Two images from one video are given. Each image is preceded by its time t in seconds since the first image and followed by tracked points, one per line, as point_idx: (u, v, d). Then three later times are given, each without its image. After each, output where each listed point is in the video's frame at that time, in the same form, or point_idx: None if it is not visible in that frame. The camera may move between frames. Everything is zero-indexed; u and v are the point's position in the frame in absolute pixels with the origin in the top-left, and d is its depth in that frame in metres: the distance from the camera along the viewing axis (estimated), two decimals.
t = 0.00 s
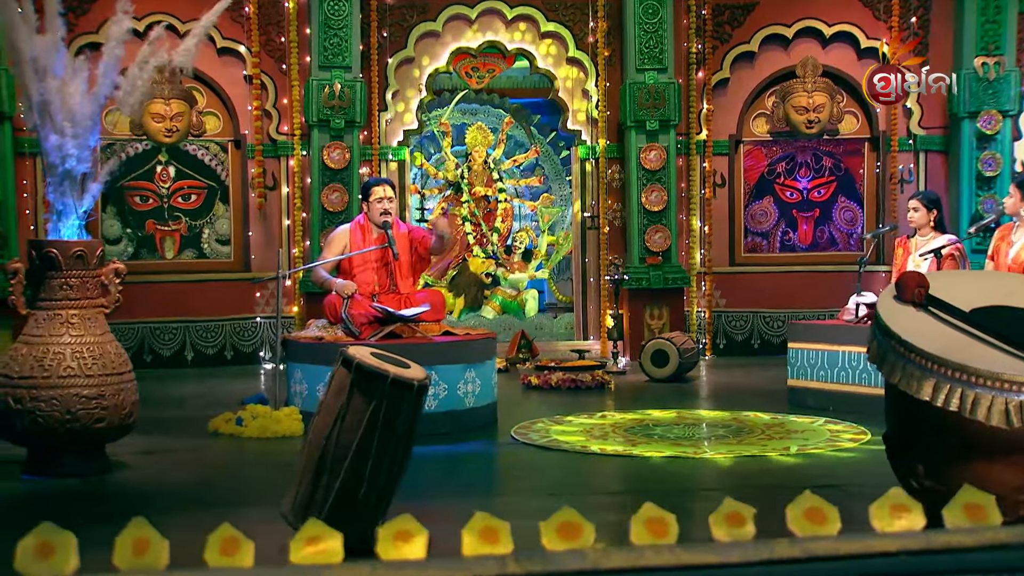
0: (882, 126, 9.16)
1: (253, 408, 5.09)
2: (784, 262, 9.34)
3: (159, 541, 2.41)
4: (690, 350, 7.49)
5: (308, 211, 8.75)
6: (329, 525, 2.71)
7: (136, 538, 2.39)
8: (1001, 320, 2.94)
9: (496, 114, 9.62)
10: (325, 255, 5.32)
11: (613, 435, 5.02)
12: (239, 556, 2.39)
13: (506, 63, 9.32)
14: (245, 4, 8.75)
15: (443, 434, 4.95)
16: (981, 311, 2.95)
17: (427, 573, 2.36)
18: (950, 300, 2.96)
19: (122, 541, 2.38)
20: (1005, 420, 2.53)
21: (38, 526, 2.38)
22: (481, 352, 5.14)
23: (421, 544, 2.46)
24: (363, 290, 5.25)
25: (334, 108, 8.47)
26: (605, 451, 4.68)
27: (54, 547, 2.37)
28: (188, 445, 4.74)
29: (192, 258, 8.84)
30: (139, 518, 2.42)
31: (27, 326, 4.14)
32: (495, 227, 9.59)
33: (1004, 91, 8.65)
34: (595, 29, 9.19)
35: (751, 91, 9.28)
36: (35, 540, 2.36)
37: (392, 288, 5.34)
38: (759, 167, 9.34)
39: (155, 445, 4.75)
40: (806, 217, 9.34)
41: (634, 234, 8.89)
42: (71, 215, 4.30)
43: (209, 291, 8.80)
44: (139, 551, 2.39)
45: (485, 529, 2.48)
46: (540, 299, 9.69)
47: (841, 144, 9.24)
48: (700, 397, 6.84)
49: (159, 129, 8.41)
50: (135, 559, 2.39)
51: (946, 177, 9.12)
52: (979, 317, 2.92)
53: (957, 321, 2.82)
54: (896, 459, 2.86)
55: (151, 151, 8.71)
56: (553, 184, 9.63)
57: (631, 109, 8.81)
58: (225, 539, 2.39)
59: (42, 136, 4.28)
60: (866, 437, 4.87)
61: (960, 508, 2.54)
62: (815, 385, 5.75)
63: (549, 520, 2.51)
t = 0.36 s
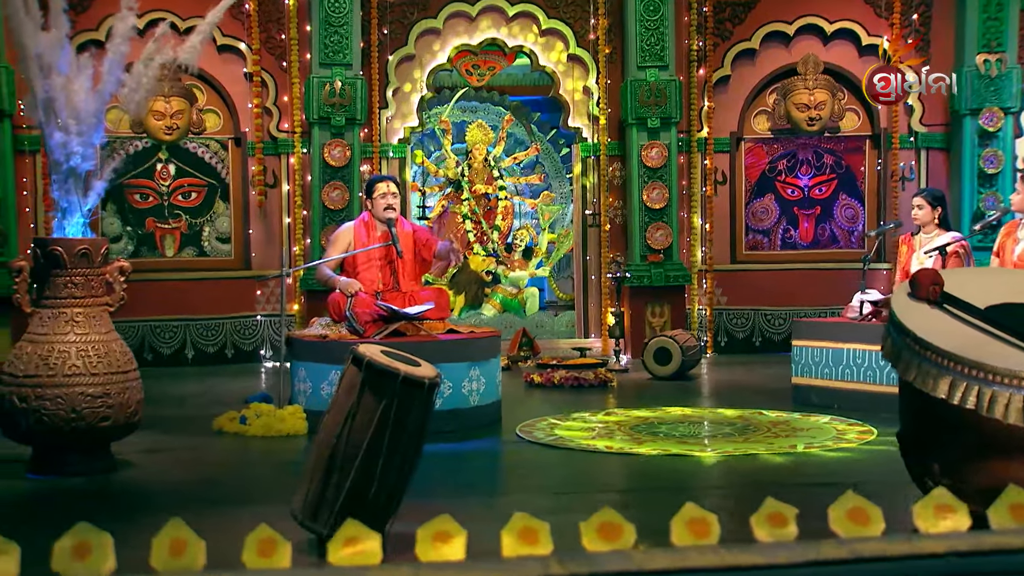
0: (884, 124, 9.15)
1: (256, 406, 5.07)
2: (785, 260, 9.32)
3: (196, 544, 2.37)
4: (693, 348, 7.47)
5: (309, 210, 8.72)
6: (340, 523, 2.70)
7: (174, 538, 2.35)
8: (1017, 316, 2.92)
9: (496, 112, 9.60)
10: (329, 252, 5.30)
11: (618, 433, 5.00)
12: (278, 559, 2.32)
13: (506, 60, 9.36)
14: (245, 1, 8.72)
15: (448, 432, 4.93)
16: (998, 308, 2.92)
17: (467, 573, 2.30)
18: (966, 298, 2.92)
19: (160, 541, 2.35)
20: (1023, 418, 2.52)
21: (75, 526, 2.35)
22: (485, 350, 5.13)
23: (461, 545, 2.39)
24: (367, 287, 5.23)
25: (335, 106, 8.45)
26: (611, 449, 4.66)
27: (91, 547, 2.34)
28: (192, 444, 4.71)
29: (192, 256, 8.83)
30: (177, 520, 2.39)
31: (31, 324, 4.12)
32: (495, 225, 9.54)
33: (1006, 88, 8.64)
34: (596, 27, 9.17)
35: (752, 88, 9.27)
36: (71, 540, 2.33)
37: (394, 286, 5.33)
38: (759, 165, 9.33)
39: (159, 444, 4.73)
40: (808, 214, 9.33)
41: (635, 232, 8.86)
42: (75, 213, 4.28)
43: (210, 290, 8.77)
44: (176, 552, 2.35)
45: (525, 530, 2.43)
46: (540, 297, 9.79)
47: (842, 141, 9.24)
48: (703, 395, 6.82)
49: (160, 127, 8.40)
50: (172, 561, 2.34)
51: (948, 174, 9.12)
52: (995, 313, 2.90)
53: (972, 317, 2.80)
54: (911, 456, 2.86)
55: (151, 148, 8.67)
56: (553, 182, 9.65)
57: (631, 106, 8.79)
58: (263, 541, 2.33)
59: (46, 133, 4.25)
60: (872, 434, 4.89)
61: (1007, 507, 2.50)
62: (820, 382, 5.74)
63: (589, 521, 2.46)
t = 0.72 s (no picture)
0: (886, 121, 9.14)
1: (261, 404, 5.06)
2: (787, 257, 9.31)
3: (239, 543, 2.40)
4: (697, 345, 7.47)
5: (310, 207, 8.69)
6: (354, 520, 2.70)
7: (217, 538, 2.38)
8: None
9: (497, 109, 9.55)
10: (333, 249, 5.27)
11: (624, 430, 5.00)
12: (323, 559, 2.32)
13: (508, 57, 9.33)
14: None
15: (455, 430, 4.93)
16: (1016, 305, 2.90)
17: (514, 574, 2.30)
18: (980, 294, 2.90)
19: (202, 543, 2.37)
20: None
21: (117, 526, 2.34)
22: (491, 347, 5.11)
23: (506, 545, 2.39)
24: (372, 284, 5.21)
25: (337, 103, 8.43)
26: (618, 446, 4.65)
27: (134, 548, 2.33)
28: (198, 442, 4.70)
29: (194, 253, 8.80)
30: (219, 520, 2.41)
31: (38, 322, 4.10)
32: (496, 221, 9.55)
33: (1010, 85, 8.58)
34: (598, 23, 9.15)
35: (754, 85, 9.26)
36: (114, 541, 2.32)
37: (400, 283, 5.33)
38: (762, 162, 9.30)
39: (165, 442, 4.72)
40: (810, 211, 9.31)
41: (637, 229, 8.84)
42: (82, 210, 4.26)
43: (212, 287, 8.76)
44: (219, 552, 2.38)
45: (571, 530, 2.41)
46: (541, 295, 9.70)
47: (844, 138, 9.22)
48: (707, 392, 6.82)
49: (162, 123, 8.37)
50: (216, 561, 2.37)
51: (951, 172, 9.12)
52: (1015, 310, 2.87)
53: (990, 314, 2.78)
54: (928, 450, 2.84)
55: (153, 145, 8.64)
56: (555, 179, 9.62)
57: (634, 103, 8.77)
58: (306, 541, 2.33)
59: (52, 130, 4.23)
60: (879, 432, 4.90)
61: None
62: (825, 380, 5.74)
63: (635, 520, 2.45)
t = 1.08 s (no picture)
0: (887, 118, 9.15)
1: (265, 401, 5.04)
2: (788, 254, 9.31)
3: (282, 543, 2.43)
4: (700, 343, 7.45)
5: (311, 204, 8.66)
6: (365, 518, 2.71)
7: (261, 538, 2.41)
8: None
9: (498, 106, 9.56)
10: (337, 246, 5.25)
11: (630, 427, 4.99)
12: (367, 560, 2.32)
13: (510, 53, 9.34)
14: None
15: (460, 428, 4.91)
16: None
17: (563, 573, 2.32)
18: (997, 289, 2.87)
19: (246, 542, 2.40)
20: None
21: (160, 527, 2.39)
22: (495, 344, 5.10)
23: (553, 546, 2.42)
24: (377, 282, 5.19)
25: (338, 99, 8.40)
26: (625, 444, 4.64)
27: (177, 548, 2.36)
28: (203, 439, 4.69)
29: (194, 250, 8.76)
30: (262, 521, 2.45)
31: (43, 319, 4.08)
32: (497, 219, 9.53)
33: (1012, 81, 8.54)
34: (600, 19, 9.13)
35: (756, 81, 9.24)
36: (156, 541, 2.36)
37: (404, 280, 5.28)
38: (763, 158, 9.29)
39: (170, 439, 4.70)
40: (811, 208, 9.31)
41: (638, 226, 8.83)
42: (87, 207, 4.24)
43: (212, 284, 8.74)
44: (262, 553, 2.41)
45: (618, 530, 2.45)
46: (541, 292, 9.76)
47: (846, 135, 9.20)
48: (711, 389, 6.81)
49: (162, 119, 8.43)
50: (259, 561, 2.40)
51: (952, 169, 9.11)
52: None
53: (1008, 311, 2.76)
54: (946, 448, 2.84)
55: (153, 142, 8.61)
56: (555, 176, 9.61)
57: (636, 100, 8.75)
58: (349, 541, 2.34)
59: (58, 126, 4.22)
60: (886, 429, 4.91)
61: None
62: (830, 376, 5.74)
63: (682, 520, 2.51)
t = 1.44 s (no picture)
0: (889, 115, 9.15)
1: (270, 399, 5.03)
2: (789, 251, 9.29)
3: (327, 545, 2.42)
4: (703, 340, 7.44)
5: (311, 201, 8.62)
6: (377, 518, 2.71)
7: (304, 539, 2.42)
8: None
9: (498, 103, 9.53)
10: (340, 244, 5.25)
11: (636, 425, 4.98)
12: (412, 561, 2.38)
13: (511, 50, 9.31)
14: None
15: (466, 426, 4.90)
16: None
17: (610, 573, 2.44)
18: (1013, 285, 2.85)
19: (290, 544, 2.41)
20: None
21: (204, 527, 2.46)
22: (500, 342, 5.09)
23: (598, 546, 2.52)
24: (381, 279, 5.18)
25: (339, 96, 8.38)
26: (633, 442, 4.64)
27: (220, 548, 2.45)
28: (207, 437, 4.67)
29: (194, 247, 8.73)
30: (305, 521, 2.45)
31: (49, 316, 4.07)
32: (498, 216, 9.49)
33: (1014, 79, 8.53)
34: (600, 16, 9.10)
35: (757, 78, 9.22)
36: (201, 542, 2.44)
37: (409, 278, 5.27)
38: (764, 156, 9.27)
39: (174, 437, 4.68)
40: (812, 205, 9.29)
41: (640, 224, 8.81)
42: (92, 204, 4.24)
43: (213, 281, 8.72)
44: (307, 555, 2.40)
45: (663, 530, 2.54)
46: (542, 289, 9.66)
47: (847, 132, 9.19)
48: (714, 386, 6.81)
49: (161, 116, 8.37)
50: (303, 563, 2.40)
51: (953, 166, 9.10)
52: None
53: None
54: (962, 446, 2.84)
55: (153, 139, 8.58)
56: (555, 173, 9.59)
57: (637, 97, 8.73)
58: (395, 541, 2.39)
59: (63, 122, 4.21)
60: (892, 426, 4.91)
61: None
62: (834, 374, 5.73)
63: (730, 520, 2.59)
